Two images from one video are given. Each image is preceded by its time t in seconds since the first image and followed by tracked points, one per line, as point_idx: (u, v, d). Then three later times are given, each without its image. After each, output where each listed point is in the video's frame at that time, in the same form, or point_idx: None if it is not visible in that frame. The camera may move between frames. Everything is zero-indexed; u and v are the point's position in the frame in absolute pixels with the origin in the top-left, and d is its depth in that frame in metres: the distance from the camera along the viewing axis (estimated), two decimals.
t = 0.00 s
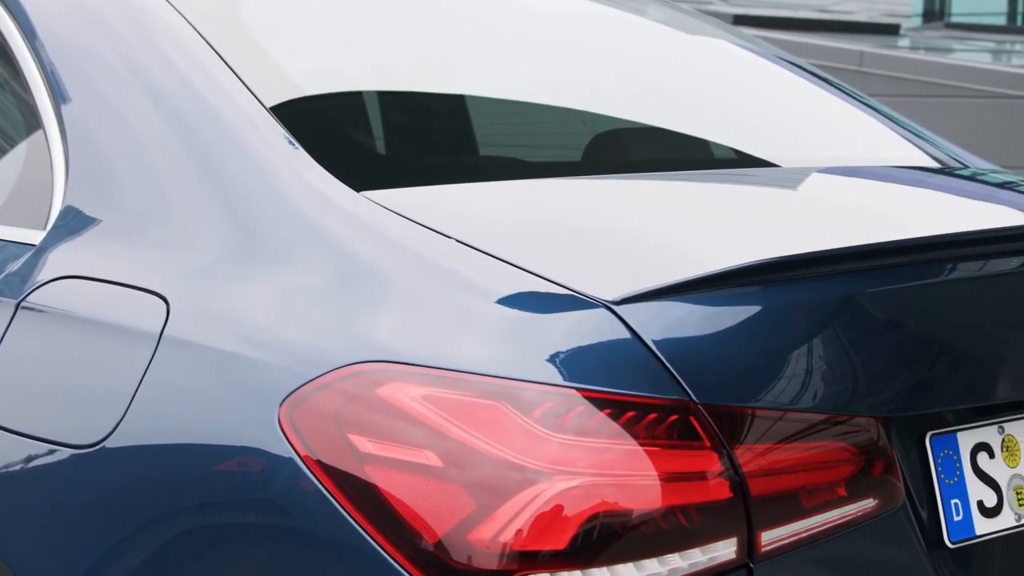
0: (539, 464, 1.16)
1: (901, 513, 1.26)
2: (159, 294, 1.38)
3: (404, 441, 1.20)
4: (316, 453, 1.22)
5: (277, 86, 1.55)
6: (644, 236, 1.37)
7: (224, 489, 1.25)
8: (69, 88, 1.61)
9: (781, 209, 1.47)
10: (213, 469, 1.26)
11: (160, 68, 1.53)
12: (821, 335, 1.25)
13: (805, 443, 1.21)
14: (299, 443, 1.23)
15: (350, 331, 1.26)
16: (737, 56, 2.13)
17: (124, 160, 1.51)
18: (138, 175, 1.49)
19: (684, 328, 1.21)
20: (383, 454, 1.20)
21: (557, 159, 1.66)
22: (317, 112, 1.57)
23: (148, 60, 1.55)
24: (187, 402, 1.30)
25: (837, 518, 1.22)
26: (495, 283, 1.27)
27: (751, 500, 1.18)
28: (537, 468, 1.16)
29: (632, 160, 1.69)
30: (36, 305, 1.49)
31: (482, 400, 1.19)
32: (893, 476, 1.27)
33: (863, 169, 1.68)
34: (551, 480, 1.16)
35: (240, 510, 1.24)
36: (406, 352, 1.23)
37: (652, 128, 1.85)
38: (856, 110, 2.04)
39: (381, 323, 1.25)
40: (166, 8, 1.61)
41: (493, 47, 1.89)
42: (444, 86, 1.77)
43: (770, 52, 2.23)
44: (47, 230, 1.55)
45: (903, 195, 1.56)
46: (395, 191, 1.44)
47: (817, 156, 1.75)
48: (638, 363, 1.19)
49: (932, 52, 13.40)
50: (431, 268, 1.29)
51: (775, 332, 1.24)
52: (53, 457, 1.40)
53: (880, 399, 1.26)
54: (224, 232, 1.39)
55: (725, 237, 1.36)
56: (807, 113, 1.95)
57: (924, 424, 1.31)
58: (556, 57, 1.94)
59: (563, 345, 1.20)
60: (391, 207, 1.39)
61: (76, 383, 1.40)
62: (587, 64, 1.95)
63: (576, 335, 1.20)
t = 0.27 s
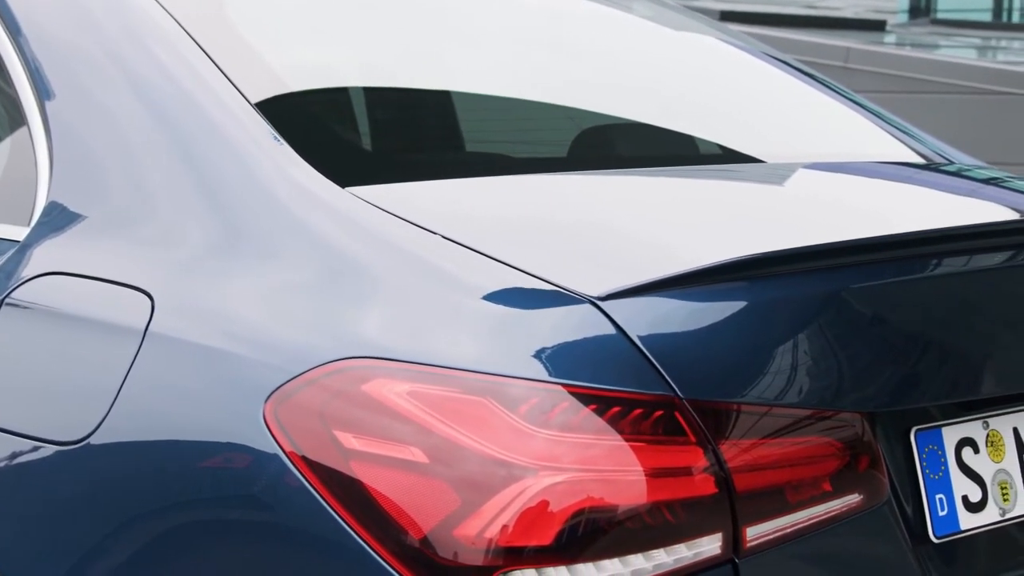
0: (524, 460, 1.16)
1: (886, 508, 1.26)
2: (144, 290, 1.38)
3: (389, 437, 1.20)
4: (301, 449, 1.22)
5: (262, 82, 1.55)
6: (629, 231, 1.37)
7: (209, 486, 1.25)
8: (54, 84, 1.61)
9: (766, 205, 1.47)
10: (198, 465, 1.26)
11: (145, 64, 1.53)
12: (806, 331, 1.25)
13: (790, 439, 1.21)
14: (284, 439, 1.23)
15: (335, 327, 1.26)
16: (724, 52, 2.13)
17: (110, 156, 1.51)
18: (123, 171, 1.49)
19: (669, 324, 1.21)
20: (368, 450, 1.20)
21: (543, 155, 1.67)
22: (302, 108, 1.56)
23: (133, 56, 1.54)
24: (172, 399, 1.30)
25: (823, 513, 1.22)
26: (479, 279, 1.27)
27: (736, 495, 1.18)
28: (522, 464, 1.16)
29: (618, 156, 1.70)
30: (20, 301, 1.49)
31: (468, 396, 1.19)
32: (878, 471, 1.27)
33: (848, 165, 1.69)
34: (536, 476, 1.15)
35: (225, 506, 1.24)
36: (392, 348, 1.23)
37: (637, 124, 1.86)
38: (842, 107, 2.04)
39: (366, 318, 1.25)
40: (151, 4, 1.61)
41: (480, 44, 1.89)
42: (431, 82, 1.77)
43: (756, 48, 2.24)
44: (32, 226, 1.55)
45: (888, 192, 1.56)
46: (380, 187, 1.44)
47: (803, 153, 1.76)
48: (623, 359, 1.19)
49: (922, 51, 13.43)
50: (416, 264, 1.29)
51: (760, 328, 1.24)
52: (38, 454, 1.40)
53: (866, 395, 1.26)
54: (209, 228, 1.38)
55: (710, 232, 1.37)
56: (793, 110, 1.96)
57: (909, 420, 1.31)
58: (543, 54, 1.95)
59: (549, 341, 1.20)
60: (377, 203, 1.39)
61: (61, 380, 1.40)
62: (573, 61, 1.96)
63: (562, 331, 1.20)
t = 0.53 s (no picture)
0: (509, 456, 1.16)
1: (870, 504, 1.26)
2: (128, 287, 1.38)
3: (374, 433, 1.20)
4: (285, 445, 1.22)
5: (246, 79, 1.55)
6: (613, 227, 1.37)
7: (193, 482, 1.25)
8: (37, 81, 1.60)
9: (751, 201, 1.47)
10: (182, 462, 1.26)
11: (129, 60, 1.52)
12: (791, 327, 1.25)
13: (774, 435, 1.21)
14: (268, 435, 1.23)
15: (320, 323, 1.26)
16: (709, 49, 2.14)
17: (94, 153, 1.51)
18: (107, 168, 1.48)
19: (654, 320, 1.21)
20: (352, 447, 1.20)
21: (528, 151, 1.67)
22: (285, 105, 1.56)
23: (116, 52, 1.54)
24: (156, 395, 1.30)
25: (807, 509, 1.22)
26: (463, 275, 1.26)
27: (720, 491, 1.18)
28: (507, 460, 1.16)
29: (602, 152, 1.70)
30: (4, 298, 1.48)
31: (452, 392, 1.19)
32: (863, 467, 1.26)
33: (833, 162, 1.69)
34: (521, 473, 1.15)
35: (209, 503, 1.24)
36: (376, 344, 1.23)
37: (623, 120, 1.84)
38: (827, 103, 2.05)
39: (350, 314, 1.25)
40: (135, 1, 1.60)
41: (466, 41, 1.89)
42: (417, 79, 1.77)
43: (741, 45, 2.24)
44: (15, 223, 1.54)
45: (872, 188, 1.57)
46: (364, 184, 1.44)
47: (788, 149, 1.76)
48: (607, 355, 1.19)
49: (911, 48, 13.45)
50: (399, 260, 1.29)
51: (744, 324, 1.24)
52: (21, 451, 1.40)
53: (850, 390, 1.26)
54: (193, 224, 1.38)
55: (695, 228, 1.37)
56: (778, 107, 1.96)
57: (894, 415, 1.31)
58: (529, 51, 1.95)
59: (534, 337, 1.20)
60: (362, 199, 1.39)
61: (45, 377, 1.40)
62: (558, 58, 1.96)
63: (547, 327, 1.20)
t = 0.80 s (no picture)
0: (496, 453, 1.16)
1: (857, 500, 1.26)
2: (114, 284, 1.37)
3: (361, 431, 1.20)
4: (272, 442, 1.22)
5: (233, 76, 1.55)
6: (600, 224, 1.37)
7: (180, 480, 1.25)
8: (24, 78, 1.60)
9: (738, 198, 1.47)
10: (169, 459, 1.26)
11: (116, 57, 1.52)
12: (778, 324, 1.25)
13: (762, 431, 1.21)
14: (256, 432, 1.23)
15: (307, 320, 1.25)
16: (698, 46, 2.14)
17: (81, 150, 1.50)
18: (94, 165, 1.48)
19: (642, 317, 1.21)
20: (340, 444, 1.20)
21: (516, 148, 1.67)
22: (272, 101, 1.56)
23: (103, 49, 1.54)
24: (143, 392, 1.30)
25: (795, 505, 1.22)
26: (450, 272, 1.26)
27: (707, 488, 1.18)
28: (495, 457, 1.16)
29: (590, 149, 1.71)
30: None
31: (440, 389, 1.19)
32: (850, 463, 1.27)
33: (821, 159, 1.69)
34: (508, 469, 1.15)
35: (196, 500, 1.24)
36: (364, 342, 1.23)
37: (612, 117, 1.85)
38: (815, 101, 2.05)
39: (338, 312, 1.25)
40: None
41: (454, 38, 1.89)
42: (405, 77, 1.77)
43: (729, 43, 2.25)
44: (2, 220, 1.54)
45: (859, 184, 1.57)
46: (351, 180, 1.44)
47: (775, 146, 1.77)
48: (595, 352, 1.19)
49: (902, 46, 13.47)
50: (386, 257, 1.29)
51: (732, 321, 1.24)
52: (7, 448, 1.40)
53: (837, 387, 1.26)
54: (180, 221, 1.38)
55: (682, 225, 1.37)
56: (766, 104, 1.96)
57: (881, 412, 1.32)
58: (517, 48, 1.95)
59: (522, 333, 1.20)
60: (350, 196, 1.39)
61: (31, 374, 1.40)
62: (547, 55, 1.96)
63: (534, 324, 1.20)
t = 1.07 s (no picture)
0: (482, 450, 1.16)
1: (843, 497, 1.26)
2: (100, 282, 1.37)
3: (347, 428, 1.19)
4: (258, 440, 1.22)
5: (219, 73, 1.54)
6: (586, 221, 1.37)
7: (165, 477, 1.25)
8: (9, 76, 1.60)
9: (724, 195, 1.47)
10: (155, 457, 1.26)
11: (101, 54, 1.52)
12: (765, 321, 1.25)
13: (748, 428, 1.21)
14: (242, 430, 1.23)
15: (293, 317, 1.25)
16: (685, 44, 2.14)
17: (66, 147, 1.50)
18: (79, 163, 1.48)
19: (627, 314, 1.21)
20: (326, 441, 1.20)
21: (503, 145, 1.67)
22: (257, 99, 1.56)
23: (88, 46, 1.53)
24: (129, 390, 1.30)
25: (781, 502, 1.22)
26: (436, 268, 1.26)
27: (694, 484, 1.18)
28: (481, 454, 1.16)
29: (577, 147, 1.72)
30: None
31: (426, 386, 1.19)
32: (836, 460, 1.27)
33: (807, 156, 1.69)
34: (495, 466, 1.15)
35: (182, 498, 1.23)
36: (350, 339, 1.22)
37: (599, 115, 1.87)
38: (802, 98, 2.06)
39: (324, 309, 1.25)
40: None
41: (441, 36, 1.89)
42: (392, 74, 1.77)
43: (717, 41, 2.25)
44: None
45: (846, 182, 1.57)
46: (337, 177, 1.44)
47: (762, 144, 1.77)
48: (581, 348, 1.19)
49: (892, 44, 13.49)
50: (372, 254, 1.28)
51: (718, 317, 1.24)
52: None
53: (824, 383, 1.26)
54: (165, 218, 1.38)
55: (668, 222, 1.37)
56: (752, 102, 1.97)
57: (867, 408, 1.32)
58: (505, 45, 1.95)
59: (508, 331, 1.20)
60: (336, 193, 1.38)
61: (16, 371, 1.39)
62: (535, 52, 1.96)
63: (520, 321, 1.20)
